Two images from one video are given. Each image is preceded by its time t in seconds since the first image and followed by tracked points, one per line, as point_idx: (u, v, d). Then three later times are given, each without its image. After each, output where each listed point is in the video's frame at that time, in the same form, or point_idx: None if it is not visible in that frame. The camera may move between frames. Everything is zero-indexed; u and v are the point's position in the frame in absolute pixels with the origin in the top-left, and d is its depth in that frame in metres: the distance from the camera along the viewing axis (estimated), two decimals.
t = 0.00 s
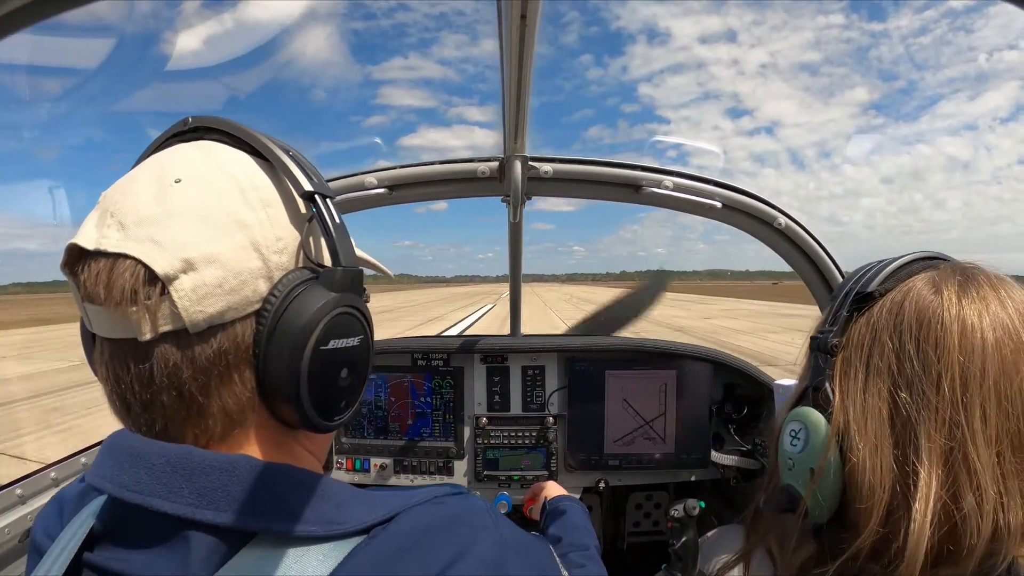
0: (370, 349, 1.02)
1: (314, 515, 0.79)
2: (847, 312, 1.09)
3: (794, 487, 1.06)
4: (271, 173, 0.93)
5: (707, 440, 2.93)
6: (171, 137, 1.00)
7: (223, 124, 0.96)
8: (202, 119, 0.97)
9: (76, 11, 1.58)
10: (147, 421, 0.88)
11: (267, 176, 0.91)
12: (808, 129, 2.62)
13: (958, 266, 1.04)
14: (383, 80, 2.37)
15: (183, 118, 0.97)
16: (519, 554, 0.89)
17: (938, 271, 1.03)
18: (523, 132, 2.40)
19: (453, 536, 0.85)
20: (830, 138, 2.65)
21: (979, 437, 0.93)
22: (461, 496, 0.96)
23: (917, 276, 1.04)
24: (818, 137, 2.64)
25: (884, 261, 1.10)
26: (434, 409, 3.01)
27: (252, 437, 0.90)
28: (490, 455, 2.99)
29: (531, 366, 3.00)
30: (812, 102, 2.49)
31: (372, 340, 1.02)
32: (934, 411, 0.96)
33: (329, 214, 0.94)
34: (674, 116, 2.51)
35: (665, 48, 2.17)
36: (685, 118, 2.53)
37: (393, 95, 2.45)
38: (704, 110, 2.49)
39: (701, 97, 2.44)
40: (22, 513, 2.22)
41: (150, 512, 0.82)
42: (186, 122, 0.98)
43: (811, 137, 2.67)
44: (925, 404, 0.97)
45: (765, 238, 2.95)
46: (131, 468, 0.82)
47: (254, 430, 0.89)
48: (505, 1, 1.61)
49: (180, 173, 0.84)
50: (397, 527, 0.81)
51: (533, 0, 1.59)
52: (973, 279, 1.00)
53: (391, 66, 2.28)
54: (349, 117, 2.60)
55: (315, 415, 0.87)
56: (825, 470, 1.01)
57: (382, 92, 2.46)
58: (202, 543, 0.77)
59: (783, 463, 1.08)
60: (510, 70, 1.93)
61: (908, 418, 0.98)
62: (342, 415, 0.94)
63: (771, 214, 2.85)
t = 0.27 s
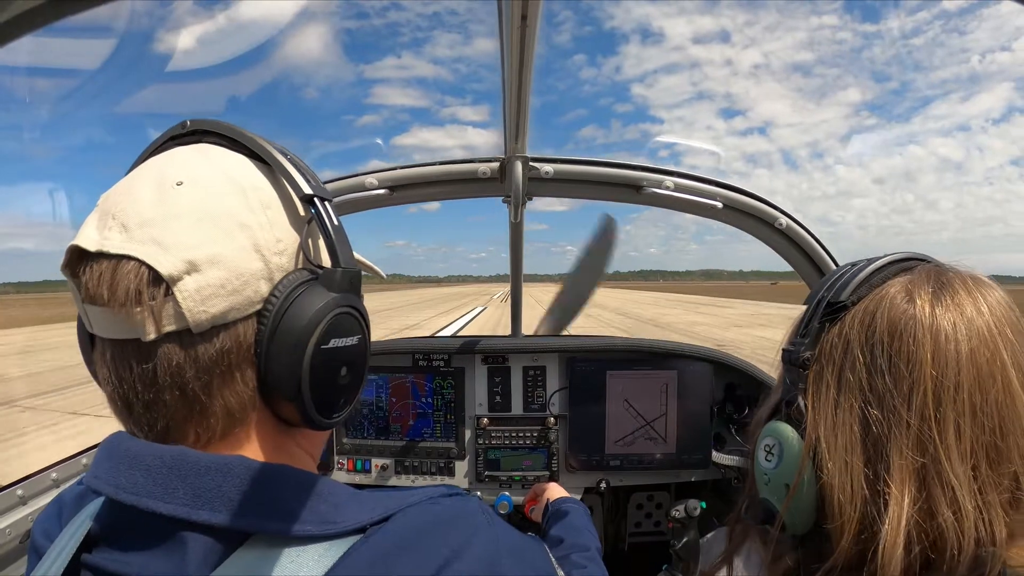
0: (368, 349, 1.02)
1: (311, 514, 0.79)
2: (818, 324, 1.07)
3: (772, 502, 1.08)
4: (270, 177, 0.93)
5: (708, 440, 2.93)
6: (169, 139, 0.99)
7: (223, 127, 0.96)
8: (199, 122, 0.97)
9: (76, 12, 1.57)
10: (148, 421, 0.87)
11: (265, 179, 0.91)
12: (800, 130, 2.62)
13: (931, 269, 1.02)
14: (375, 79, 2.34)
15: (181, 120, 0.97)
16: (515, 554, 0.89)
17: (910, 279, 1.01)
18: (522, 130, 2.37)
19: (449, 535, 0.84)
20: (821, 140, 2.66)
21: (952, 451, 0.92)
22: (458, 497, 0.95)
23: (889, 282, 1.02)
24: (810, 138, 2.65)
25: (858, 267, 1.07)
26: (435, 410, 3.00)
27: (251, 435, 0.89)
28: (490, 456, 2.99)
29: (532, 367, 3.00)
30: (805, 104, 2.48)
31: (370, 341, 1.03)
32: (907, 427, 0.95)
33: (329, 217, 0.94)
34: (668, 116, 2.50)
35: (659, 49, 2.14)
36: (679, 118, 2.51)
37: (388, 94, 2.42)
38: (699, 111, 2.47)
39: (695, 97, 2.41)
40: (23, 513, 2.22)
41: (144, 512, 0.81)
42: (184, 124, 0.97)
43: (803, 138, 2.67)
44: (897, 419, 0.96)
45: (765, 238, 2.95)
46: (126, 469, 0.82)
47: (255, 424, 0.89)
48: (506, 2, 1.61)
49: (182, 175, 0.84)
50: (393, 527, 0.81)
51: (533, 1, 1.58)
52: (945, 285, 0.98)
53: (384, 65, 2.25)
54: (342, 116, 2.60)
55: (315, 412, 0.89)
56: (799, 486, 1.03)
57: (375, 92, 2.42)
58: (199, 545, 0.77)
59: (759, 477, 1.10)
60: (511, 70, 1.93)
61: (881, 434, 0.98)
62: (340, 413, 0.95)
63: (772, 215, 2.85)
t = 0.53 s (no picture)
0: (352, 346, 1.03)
1: (299, 511, 0.79)
2: (815, 331, 1.06)
3: (766, 516, 1.09)
4: (251, 174, 0.93)
5: (709, 442, 2.92)
6: (147, 138, 0.99)
7: (203, 125, 0.96)
8: (178, 120, 0.96)
9: (74, 11, 1.57)
10: (133, 426, 0.87)
11: (246, 177, 0.91)
12: (793, 130, 2.62)
13: (936, 273, 1.00)
14: (367, 78, 2.33)
15: (159, 119, 0.96)
16: (504, 550, 0.89)
17: (914, 286, 0.98)
18: (523, 131, 2.37)
19: (439, 532, 0.84)
20: (815, 139, 2.66)
21: (955, 472, 0.91)
22: (448, 494, 0.95)
23: (891, 288, 1.00)
24: (803, 137, 2.66)
25: (858, 269, 1.05)
26: (435, 411, 3.00)
27: (237, 437, 0.89)
28: (490, 457, 2.99)
29: (532, 368, 3.00)
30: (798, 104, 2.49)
31: (354, 338, 1.03)
32: (907, 446, 0.94)
33: (312, 217, 0.94)
34: (660, 115, 2.49)
35: (652, 48, 2.14)
36: (671, 118, 2.50)
37: (380, 94, 2.41)
38: (691, 111, 2.47)
39: (688, 98, 2.41)
40: (23, 513, 2.22)
41: (131, 508, 0.81)
42: (162, 123, 0.97)
43: (796, 138, 2.67)
44: (898, 437, 0.95)
45: (766, 240, 2.95)
46: (115, 466, 0.82)
47: (241, 429, 0.89)
48: (507, 2, 1.61)
49: (163, 177, 0.84)
50: (380, 525, 0.81)
51: (534, 1, 1.58)
52: (951, 292, 0.96)
53: (377, 63, 2.25)
54: (333, 116, 2.57)
55: (302, 413, 0.89)
56: (793, 503, 1.05)
57: (368, 90, 2.41)
58: (185, 540, 0.77)
59: (754, 492, 1.11)
60: (511, 70, 1.92)
61: (881, 452, 0.97)
62: (327, 414, 0.95)
63: (773, 216, 2.85)
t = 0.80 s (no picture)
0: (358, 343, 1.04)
1: (300, 506, 0.79)
2: (806, 322, 1.07)
3: (760, 506, 1.09)
4: (264, 171, 0.93)
5: (708, 439, 2.93)
6: (161, 136, 0.98)
7: (218, 124, 0.95)
8: (193, 118, 0.96)
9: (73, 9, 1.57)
10: (140, 413, 0.87)
11: (258, 172, 0.91)
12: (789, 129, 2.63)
13: (928, 264, 1.00)
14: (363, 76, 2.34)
15: (173, 117, 0.96)
16: (504, 543, 0.90)
17: (904, 277, 0.99)
18: (524, 130, 2.39)
19: (440, 525, 0.85)
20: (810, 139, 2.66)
21: (943, 460, 0.91)
22: (449, 487, 0.95)
23: (882, 279, 1.01)
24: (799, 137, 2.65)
25: (852, 261, 1.06)
26: (435, 408, 3.01)
27: (243, 428, 0.89)
28: (490, 453, 2.99)
29: (532, 364, 3.00)
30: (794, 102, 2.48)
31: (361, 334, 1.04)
32: (896, 435, 0.94)
33: (322, 213, 0.94)
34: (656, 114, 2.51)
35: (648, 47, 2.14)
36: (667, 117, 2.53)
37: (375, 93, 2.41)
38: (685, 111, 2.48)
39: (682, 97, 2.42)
40: (23, 510, 2.22)
41: (133, 502, 0.81)
42: (176, 121, 0.96)
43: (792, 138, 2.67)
44: (886, 426, 0.95)
45: (765, 236, 2.95)
46: (117, 460, 0.82)
47: (249, 418, 0.89)
48: None
49: (178, 170, 0.84)
50: (381, 519, 0.81)
51: None
52: (940, 282, 0.96)
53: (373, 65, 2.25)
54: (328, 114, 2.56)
55: (310, 404, 0.89)
56: (786, 491, 1.04)
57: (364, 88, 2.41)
58: (187, 534, 0.76)
59: (747, 482, 1.11)
60: (511, 67, 1.92)
61: (869, 441, 0.97)
62: (333, 405, 0.95)
63: (772, 213, 2.85)
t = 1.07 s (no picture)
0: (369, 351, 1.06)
1: (305, 518, 0.79)
2: (818, 330, 1.07)
3: (767, 513, 1.11)
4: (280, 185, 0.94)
5: (707, 442, 2.93)
6: (173, 147, 0.98)
7: (234, 137, 0.95)
8: (206, 130, 0.95)
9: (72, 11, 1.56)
10: (159, 425, 0.85)
11: (276, 185, 0.92)
12: (785, 129, 2.65)
13: (943, 274, 1.00)
14: (360, 77, 2.36)
15: (187, 128, 0.95)
16: (509, 553, 0.90)
17: (920, 287, 0.98)
18: (523, 133, 2.39)
19: (446, 536, 0.85)
20: (807, 139, 2.67)
21: (953, 476, 0.91)
22: (453, 499, 0.96)
23: (897, 288, 1.00)
24: (795, 138, 2.67)
25: (866, 267, 1.05)
26: (435, 411, 3.00)
27: (261, 440, 0.90)
28: (490, 457, 2.99)
29: (531, 368, 3.00)
30: (790, 103, 2.50)
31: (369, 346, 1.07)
32: (906, 449, 0.94)
33: (340, 228, 0.99)
34: (652, 114, 2.52)
35: (644, 47, 2.15)
36: (664, 118, 2.53)
37: (373, 93, 2.42)
38: (683, 111, 2.49)
39: (681, 97, 2.43)
40: (22, 514, 2.21)
41: (139, 516, 0.82)
42: (190, 132, 0.96)
43: (788, 138, 2.69)
44: (897, 440, 0.95)
45: (764, 239, 2.96)
46: (123, 473, 0.82)
47: (265, 428, 0.90)
48: (506, 3, 1.61)
49: (202, 183, 0.83)
50: (389, 529, 0.81)
51: (533, 2, 1.59)
52: (956, 294, 0.96)
53: (369, 61, 2.26)
54: (326, 114, 2.59)
55: (330, 415, 0.92)
56: (791, 500, 1.05)
57: (360, 89, 2.42)
58: (193, 548, 0.77)
59: (755, 487, 1.13)
60: (510, 69, 1.93)
61: (879, 454, 0.97)
62: (348, 413, 0.99)
63: (772, 216, 2.85)
